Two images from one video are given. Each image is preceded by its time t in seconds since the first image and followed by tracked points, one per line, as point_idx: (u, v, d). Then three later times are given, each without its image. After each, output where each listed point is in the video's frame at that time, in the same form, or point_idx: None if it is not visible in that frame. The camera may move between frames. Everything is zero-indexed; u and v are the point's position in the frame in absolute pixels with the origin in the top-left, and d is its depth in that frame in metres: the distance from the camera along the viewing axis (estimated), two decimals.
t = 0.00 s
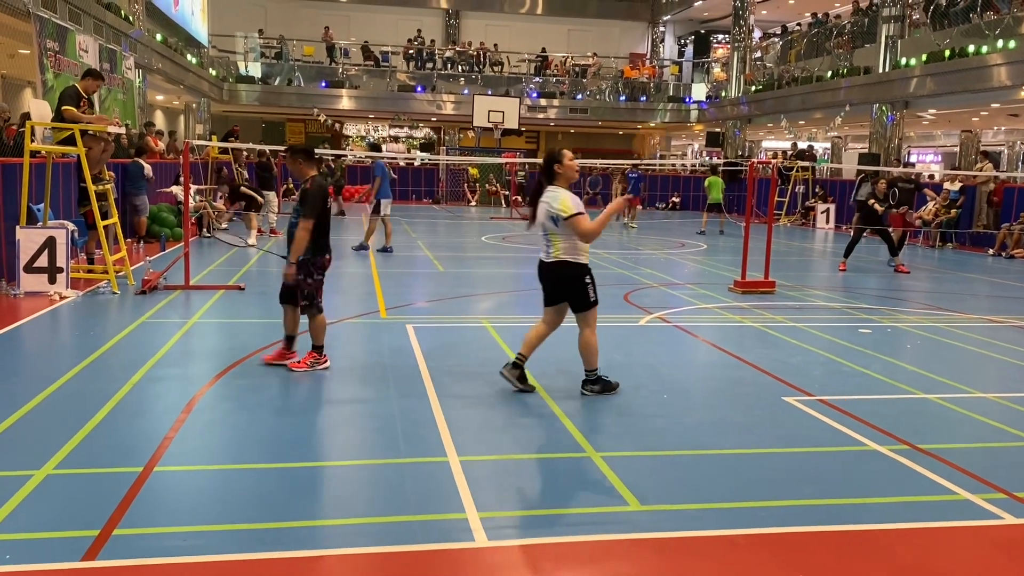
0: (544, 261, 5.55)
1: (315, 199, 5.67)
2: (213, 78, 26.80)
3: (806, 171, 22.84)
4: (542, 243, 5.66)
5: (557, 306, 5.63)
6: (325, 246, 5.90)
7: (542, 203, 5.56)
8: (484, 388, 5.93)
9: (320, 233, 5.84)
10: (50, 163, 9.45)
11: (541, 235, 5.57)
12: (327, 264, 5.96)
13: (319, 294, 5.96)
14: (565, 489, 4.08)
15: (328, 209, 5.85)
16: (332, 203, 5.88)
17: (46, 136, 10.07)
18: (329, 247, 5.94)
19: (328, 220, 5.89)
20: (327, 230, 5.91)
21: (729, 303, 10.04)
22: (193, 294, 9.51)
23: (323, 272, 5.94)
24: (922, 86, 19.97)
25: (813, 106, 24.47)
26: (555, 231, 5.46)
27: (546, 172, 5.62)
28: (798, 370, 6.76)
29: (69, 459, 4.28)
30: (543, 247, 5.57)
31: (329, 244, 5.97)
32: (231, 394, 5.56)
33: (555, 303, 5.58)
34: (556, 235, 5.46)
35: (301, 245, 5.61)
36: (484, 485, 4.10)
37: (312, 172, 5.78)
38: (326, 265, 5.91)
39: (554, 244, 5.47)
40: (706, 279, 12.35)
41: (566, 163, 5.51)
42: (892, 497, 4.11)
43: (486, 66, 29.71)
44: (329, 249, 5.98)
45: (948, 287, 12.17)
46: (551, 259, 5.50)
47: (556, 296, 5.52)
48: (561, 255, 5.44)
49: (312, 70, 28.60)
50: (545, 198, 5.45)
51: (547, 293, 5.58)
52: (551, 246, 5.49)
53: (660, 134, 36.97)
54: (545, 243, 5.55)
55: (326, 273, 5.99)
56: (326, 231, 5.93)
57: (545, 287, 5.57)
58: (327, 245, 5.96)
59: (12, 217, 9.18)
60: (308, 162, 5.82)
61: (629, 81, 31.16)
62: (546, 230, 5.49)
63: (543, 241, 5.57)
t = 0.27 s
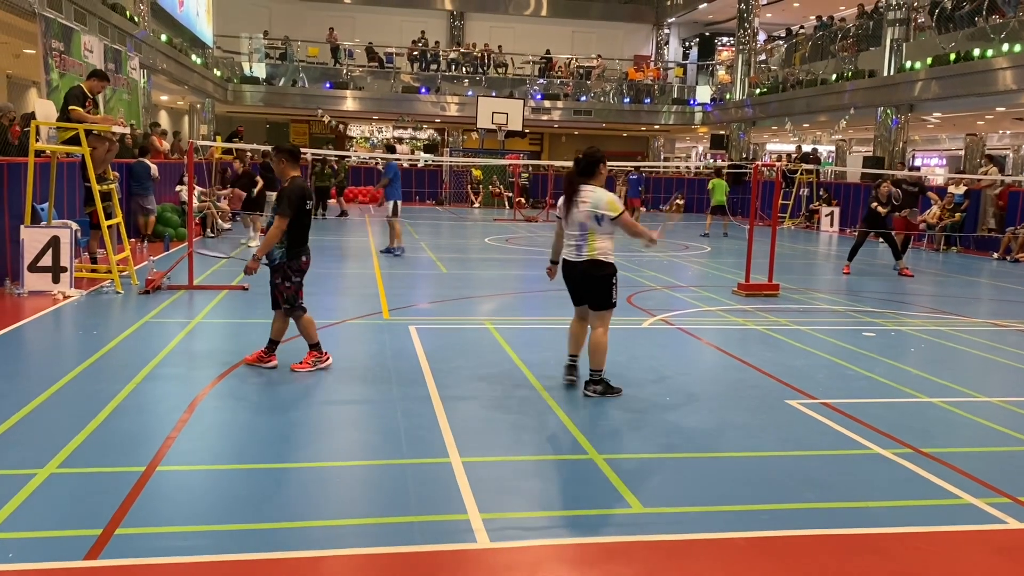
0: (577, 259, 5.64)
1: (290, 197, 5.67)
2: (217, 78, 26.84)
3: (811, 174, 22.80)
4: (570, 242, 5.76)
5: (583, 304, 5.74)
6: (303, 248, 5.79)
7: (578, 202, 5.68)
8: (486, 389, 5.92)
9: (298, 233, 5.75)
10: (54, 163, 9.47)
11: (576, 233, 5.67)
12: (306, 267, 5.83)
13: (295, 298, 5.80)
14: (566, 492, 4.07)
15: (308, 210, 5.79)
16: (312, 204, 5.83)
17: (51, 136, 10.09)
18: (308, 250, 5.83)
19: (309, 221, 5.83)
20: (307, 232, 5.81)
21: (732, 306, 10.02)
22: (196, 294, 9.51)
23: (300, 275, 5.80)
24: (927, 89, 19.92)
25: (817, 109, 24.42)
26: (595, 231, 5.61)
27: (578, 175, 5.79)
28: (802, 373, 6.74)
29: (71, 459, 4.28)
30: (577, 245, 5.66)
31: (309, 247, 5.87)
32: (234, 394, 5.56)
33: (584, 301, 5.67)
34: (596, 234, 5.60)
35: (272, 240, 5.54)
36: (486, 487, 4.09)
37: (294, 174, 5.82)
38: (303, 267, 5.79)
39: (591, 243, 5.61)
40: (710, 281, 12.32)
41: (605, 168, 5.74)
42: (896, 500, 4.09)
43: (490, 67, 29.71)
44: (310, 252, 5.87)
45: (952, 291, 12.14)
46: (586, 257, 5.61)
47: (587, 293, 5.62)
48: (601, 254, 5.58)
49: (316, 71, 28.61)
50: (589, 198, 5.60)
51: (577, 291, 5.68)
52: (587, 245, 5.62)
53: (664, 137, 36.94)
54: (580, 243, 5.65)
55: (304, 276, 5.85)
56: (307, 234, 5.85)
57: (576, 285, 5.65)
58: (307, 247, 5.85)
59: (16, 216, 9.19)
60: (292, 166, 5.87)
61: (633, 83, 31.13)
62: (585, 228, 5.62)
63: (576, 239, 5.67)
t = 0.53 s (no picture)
0: (595, 262, 5.69)
1: (269, 200, 5.64)
2: (219, 80, 26.88)
3: (812, 179, 22.81)
4: (581, 244, 5.76)
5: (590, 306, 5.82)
6: (280, 252, 5.84)
7: (591, 205, 5.72)
8: (487, 392, 5.92)
9: (276, 237, 5.80)
10: (56, 163, 9.47)
11: (593, 237, 5.69)
12: (281, 270, 5.90)
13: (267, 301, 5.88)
14: (565, 495, 4.06)
15: (287, 213, 5.79)
16: (293, 207, 5.82)
17: (52, 137, 10.10)
18: (284, 253, 5.88)
19: (286, 224, 5.83)
20: (284, 235, 5.85)
21: (733, 310, 10.02)
22: (197, 295, 9.51)
23: (275, 278, 5.86)
24: (928, 95, 19.93)
25: (819, 114, 24.44)
26: (615, 234, 5.71)
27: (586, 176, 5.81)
28: (802, 378, 6.73)
29: (71, 459, 4.28)
30: (594, 248, 5.70)
31: (286, 249, 5.92)
32: (234, 395, 5.56)
33: (594, 303, 5.75)
34: (615, 237, 5.71)
35: (254, 246, 5.55)
36: (486, 490, 4.08)
37: (275, 174, 5.76)
38: (278, 271, 5.85)
39: (611, 247, 5.70)
40: (710, 285, 12.32)
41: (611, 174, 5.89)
42: (896, 506, 4.08)
43: (492, 70, 29.76)
44: (286, 255, 5.92)
45: (952, 296, 12.14)
46: (604, 260, 5.69)
47: (600, 296, 5.70)
48: (620, 257, 5.72)
49: (318, 74, 28.66)
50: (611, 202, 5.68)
51: (591, 294, 5.74)
52: (607, 248, 5.69)
53: (665, 141, 36.98)
54: (598, 246, 5.70)
55: (279, 278, 5.92)
56: (284, 237, 5.89)
57: (592, 288, 5.71)
58: (284, 250, 5.90)
59: (17, 217, 9.20)
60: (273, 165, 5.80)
61: (635, 87, 31.18)
62: (606, 232, 5.68)
63: (594, 242, 5.70)
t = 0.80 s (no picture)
0: (595, 264, 5.78)
1: (237, 200, 5.54)
2: (219, 83, 26.90)
3: (809, 184, 22.87)
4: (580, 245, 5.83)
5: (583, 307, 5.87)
6: (252, 252, 5.63)
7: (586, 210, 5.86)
8: (483, 396, 5.93)
9: (247, 238, 5.62)
10: (55, 164, 9.48)
11: (593, 239, 5.80)
12: (256, 270, 5.67)
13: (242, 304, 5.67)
14: (560, 500, 4.07)
15: (257, 213, 5.61)
16: (264, 207, 5.61)
17: (51, 138, 10.10)
18: (259, 254, 5.66)
19: (263, 225, 5.66)
20: (258, 235, 5.64)
21: (730, 315, 10.03)
22: (194, 297, 9.51)
23: (248, 280, 5.64)
24: (926, 102, 19.99)
25: (817, 120, 24.50)
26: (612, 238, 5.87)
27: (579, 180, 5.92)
28: (798, 383, 6.75)
29: (67, 461, 4.27)
30: (593, 250, 5.79)
31: (264, 251, 5.70)
32: (231, 398, 5.57)
33: (593, 304, 5.88)
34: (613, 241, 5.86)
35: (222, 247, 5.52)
36: (481, 494, 4.09)
37: (251, 175, 5.66)
38: (252, 272, 5.64)
39: (609, 250, 5.86)
40: (708, 290, 12.35)
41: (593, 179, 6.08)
42: (891, 512, 4.10)
43: (491, 74, 29.80)
44: (263, 256, 5.69)
45: (949, 303, 12.18)
46: (603, 263, 5.85)
47: (594, 296, 5.84)
48: (617, 261, 5.88)
49: (317, 77, 28.71)
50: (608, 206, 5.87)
51: (590, 296, 5.85)
52: (606, 251, 5.83)
53: (663, 146, 37.06)
54: (597, 249, 5.83)
55: (256, 280, 5.69)
56: (262, 238, 5.68)
57: (593, 289, 5.82)
58: (260, 252, 5.69)
59: (15, 218, 9.20)
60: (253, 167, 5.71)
61: (633, 92, 31.27)
62: (605, 234, 5.82)
63: (593, 244, 5.79)
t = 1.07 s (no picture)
0: (596, 266, 5.96)
1: (209, 200, 5.54)
2: (217, 85, 26.89)
3: (807, 190, 22.89)
4: (581, 247, 5.93)
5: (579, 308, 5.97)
6: (231, 254, 5.58)
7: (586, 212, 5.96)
8: (481, 400, 5.91)
9: (225, 239, 5.59)
10: (52, 165, 9.44)
11: (594, 241, 5.95)
12: (237, 271, 5.60)
13: (226, 307, 5.60)
14: (558, 505, 4.04)
15: (233, 213, 5.58)
16: (238, 207, 5.58)
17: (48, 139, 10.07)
18: (239, 254, 5.60)
19: (242, 225, 5.61)
20: (237, 236, 5.59)
21: (727, 321, 10.02)
22: (191, 300, 9.47)
23: (227, 281, 5.58)
24: (924, 108, 20.03)
25: (815, 126, 24.54)
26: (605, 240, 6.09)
27: (573, 182, 5.99)
28: (796, 389, 6.74)
29: (61, 464, 4.24)
30: (595, 252, 5.95)
31: (245, 252, 5.63)
32: (227, 401, 5.54)
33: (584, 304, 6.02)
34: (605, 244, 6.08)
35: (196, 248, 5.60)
36: (478, 499, 4.06)
37: (230, 177, 5.67)
38: (232, 273, 5.58)
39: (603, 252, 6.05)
40: (705, 295, 12.34)
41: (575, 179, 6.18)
42: (889, 518, 4.08)
43: (489, 78, 29.82)
44: (243, 256, 5.62)
45: (946, 309, 12.19)
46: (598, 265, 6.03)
47: (590, 296, 6.01)
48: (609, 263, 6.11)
49: (315, 79, 28.72)
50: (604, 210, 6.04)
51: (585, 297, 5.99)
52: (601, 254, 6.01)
53: (661, 151, 37.09)
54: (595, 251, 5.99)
55: (238, 282, 5.61)
56: (242, 240, 5.63)
57: (590, 291, 5.97)
58: (242, 252, 5.63)
59: (11, 218, 9.16)
60: (237, 170, 5.73)
61: (632, 97, 31.32)
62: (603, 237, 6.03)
63: (594, 246, 5.95)
